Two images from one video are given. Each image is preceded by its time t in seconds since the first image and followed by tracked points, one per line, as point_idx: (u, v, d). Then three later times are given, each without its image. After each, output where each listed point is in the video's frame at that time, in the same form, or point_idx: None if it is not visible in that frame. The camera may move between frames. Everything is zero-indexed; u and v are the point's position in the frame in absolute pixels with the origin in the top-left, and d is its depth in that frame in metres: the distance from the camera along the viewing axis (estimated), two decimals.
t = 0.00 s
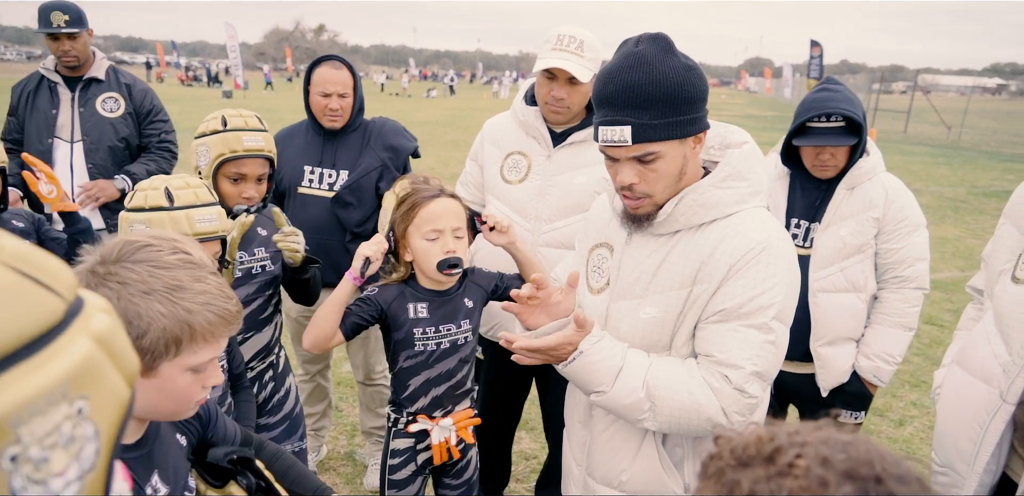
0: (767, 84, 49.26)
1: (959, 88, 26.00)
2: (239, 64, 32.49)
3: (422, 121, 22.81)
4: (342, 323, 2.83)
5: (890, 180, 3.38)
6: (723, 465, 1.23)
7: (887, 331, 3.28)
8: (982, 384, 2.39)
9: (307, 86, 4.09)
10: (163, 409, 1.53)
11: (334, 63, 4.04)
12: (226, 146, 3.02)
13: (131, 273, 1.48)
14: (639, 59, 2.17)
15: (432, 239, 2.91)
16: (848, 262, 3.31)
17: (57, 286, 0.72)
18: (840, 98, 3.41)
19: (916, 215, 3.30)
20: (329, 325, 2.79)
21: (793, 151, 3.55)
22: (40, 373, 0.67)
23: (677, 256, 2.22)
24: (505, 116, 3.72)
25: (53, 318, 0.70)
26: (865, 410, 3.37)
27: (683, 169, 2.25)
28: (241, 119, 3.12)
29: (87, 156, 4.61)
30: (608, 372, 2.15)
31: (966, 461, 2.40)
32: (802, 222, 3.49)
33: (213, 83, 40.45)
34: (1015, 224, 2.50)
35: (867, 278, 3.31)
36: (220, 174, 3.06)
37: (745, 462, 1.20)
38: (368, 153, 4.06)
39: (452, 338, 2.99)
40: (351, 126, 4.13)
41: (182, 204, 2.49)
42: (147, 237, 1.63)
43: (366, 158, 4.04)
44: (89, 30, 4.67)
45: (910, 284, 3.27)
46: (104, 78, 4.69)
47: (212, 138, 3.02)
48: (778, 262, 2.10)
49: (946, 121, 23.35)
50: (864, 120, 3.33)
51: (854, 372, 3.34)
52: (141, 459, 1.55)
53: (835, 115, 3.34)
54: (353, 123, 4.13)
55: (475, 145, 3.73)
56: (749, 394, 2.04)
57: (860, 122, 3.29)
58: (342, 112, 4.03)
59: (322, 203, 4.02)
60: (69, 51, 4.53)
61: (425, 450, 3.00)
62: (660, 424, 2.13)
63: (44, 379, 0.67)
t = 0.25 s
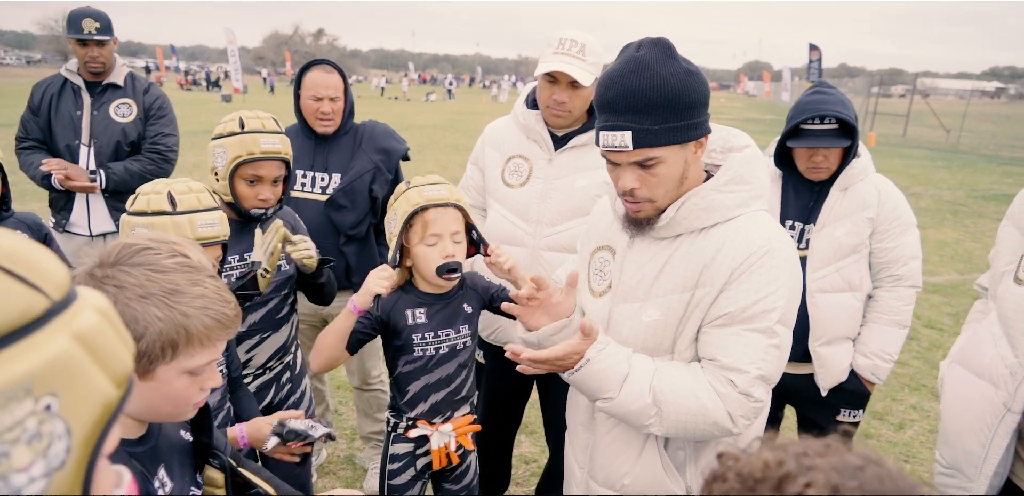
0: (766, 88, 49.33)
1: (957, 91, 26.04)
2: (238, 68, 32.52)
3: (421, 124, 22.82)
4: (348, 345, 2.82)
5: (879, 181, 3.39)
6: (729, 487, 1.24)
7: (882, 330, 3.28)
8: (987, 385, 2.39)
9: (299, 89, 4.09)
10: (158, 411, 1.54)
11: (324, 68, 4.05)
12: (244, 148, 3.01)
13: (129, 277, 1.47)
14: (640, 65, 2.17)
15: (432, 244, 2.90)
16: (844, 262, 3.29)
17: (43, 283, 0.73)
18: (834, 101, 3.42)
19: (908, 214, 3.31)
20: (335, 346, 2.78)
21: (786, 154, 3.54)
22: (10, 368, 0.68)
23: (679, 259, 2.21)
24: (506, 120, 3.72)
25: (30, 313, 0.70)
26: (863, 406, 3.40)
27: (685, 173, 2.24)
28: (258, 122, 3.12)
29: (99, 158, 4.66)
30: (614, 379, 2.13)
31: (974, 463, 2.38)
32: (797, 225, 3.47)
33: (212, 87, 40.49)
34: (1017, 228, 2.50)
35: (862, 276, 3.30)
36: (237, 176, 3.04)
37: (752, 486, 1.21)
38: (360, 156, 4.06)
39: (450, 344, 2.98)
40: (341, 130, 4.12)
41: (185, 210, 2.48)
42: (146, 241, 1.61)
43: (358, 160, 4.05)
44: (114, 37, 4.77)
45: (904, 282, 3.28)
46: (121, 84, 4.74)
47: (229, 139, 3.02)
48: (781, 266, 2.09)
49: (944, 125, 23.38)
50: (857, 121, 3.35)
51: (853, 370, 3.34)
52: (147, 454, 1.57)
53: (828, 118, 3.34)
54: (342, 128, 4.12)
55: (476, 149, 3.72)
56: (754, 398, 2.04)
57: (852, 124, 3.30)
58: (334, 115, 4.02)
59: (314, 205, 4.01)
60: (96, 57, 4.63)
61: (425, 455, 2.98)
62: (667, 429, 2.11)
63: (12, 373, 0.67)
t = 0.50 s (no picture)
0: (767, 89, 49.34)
1: (958, 93, 26.03)
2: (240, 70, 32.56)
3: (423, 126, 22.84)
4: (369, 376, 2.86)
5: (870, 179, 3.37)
6: (734, 477, 1.25)
7: (876, 327, 3.25)
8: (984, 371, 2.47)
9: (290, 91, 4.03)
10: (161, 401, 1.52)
11: (316, 69, 3.99)
12: (264, 148, 3.01)
13: (116, 269, 1.46)
14: (640, 68, 2.16)
15: (428, 251, 2.89)
16: (836, 261, 3.28)
17: (56, 282, 0.79)
18: (824, 101, 3.39)
19: (899, 212, 3.28)
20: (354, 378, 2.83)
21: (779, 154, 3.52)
22: (31, 355, 0.74)
23: (681, 261, 2.20)
24: (508, 122, 3.71)
25: (45, 310, 0.77)
26: (858, 405, 3.38)
27: (687, 175, 2.23)
28: (279, 122, 3.12)
29: (107, 161, 4.64)
30: (615, 374, 2.12)
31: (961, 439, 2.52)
32: (790, 225, 3.48)
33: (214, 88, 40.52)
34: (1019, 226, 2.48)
35: (855, 276, 3.28)
36: (257, 174, 3.02)
37: (759, 477, 1.21)
38: (354, 157, 4.05)
39: (445, 348, 2.97)
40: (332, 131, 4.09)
41: (181, 209, 2.47)
42: (133, 235, 1.60)
43: (352, 161, 4.03)
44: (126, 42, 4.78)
45: (896, 280, 3.25)
46: (132, 86, 4.73)
47: (251, 139, 3.03)
48: (782, 265, 2.08)
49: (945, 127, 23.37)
50: (847, 121, 3.32)
51: (847, 368, 3.32)
52: (146, 445, 1.56)
53: (818, 118, 3.31)
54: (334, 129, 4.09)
55: (480, 151, 3.71)
56: (754, 397, 2.02)
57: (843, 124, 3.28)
58: (327, 117, 3.97)
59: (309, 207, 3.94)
60: (109, 60, 4.64)
61: (424, 458, 2.96)
62: (668, 427, 2.10)
63: (29, 363, 0.73)
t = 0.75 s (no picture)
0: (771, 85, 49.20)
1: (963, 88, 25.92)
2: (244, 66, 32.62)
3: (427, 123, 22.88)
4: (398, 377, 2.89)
5: (866, 171, 3.36)
6: (714, 465, 1.25)
7: (872, 319, 3.23)
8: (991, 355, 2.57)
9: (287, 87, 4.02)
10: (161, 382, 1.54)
11: (314, 64, 3.96)
12: (281, 145, 3.00)
13: (96, 252, 1.43)
14: (640, 64, 2.15)
15: (418, 248, 2.91)
16: (830, 255, 3.28)
17: (65, 276, 0.80)
18: (815, 95, 3.39)
19: (895, 203, 3.25)
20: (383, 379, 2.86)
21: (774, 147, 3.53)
22: (36, 350, 0.74)
23: (685, 257, 2.20)
24: (515, 118, 3.70)
25: (56, 303, 0.77)
26: (860, 398, 3.35)
27: (690, 171, 2.23)
28: (299, 119, 3.11)
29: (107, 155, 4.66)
30: (623, 371, 2.11)
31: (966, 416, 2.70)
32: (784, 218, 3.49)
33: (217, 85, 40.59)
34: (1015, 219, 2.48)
35: (850, 269, 3.27)
36: (274, 171, 3.03)
37: (736, 465, 1.21)
38: (352, 151, 4.04)
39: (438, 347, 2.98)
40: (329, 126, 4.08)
41: (175, 202, 2.47)
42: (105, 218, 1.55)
43: (351, 156, 4.02)
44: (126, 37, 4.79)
45: (892, 271, 3.22)
46: (131, 81, 4.75)
47: (269, 136, 3.02)
48: (788, 260, 2.08)
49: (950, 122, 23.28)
50: (837, 116, 3.32)
51: (845, 361, 3.31)
52: (153, 426, 1.57)
53: (808, 112, 3.32)
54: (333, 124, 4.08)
55: (486, 147, 3.71)
56: (762, 391, 2.02)
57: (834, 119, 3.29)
58: (326, 113, 3.96)
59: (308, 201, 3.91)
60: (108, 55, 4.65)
61: (419, 455, 2.97)
62: (675, 423, 2.10)
63: (37, 357, 0.74)
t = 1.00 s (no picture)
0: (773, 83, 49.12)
1: (966, 85, 25.87)
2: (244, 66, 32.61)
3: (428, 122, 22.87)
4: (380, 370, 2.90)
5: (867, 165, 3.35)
6: (758, 459, 1.27)
7: (877, 315, 3.21)
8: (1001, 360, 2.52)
9: (285, 85, 4.02)
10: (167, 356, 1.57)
11: (312, 61, 3.97)
12: (291, 144, 3.00)
13: (94, 231, 1.49)
14: (644, 59, 2.15)
15: (407, 243, 2.91)
16: (832, 250, 3.28)
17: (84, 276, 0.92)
18: (813, 91, 3.40)
19: (899, 198, 3.24)
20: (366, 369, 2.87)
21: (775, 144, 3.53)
22: (68, 339, 0.86)
23: (686, 253, 2.19)
24: (520, 115, 3.71)
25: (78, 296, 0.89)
26: (868, 395, 3.32)
27: (692, 166, 2.23)
28: (311, 118, 3.12)
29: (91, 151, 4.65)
30: (625, 364, 2.11)
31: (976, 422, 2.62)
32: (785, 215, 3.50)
33: (218, 84, 40.58)
34: None
35: (853, 264, 3.27)
36: (283, 169, 3.04)
37: (783, 458, 1.24)
38: (352, 148, 4.03)
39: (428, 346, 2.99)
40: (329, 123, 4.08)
41: (173, 197, 2.48)
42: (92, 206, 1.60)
43: (351, 152, 4.02)
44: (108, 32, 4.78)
45: (896, 267, 3.20)
46: (115, 78, 4.76)
47: (280, 134, 3.02)
48: (789, 255, 2.07)
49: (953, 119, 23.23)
50: (835, 112, 3.34)
51: (848, 357, 3.30)
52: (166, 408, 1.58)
53: (807, 107, 3.34)
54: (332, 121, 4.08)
55: (491, 144, 3.72)
56: (763, 386, 2.02)
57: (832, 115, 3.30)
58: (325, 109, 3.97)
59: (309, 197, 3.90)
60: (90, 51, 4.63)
61: (409, 454, 2.96)
62: (677, 418, 2.08)
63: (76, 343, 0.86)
